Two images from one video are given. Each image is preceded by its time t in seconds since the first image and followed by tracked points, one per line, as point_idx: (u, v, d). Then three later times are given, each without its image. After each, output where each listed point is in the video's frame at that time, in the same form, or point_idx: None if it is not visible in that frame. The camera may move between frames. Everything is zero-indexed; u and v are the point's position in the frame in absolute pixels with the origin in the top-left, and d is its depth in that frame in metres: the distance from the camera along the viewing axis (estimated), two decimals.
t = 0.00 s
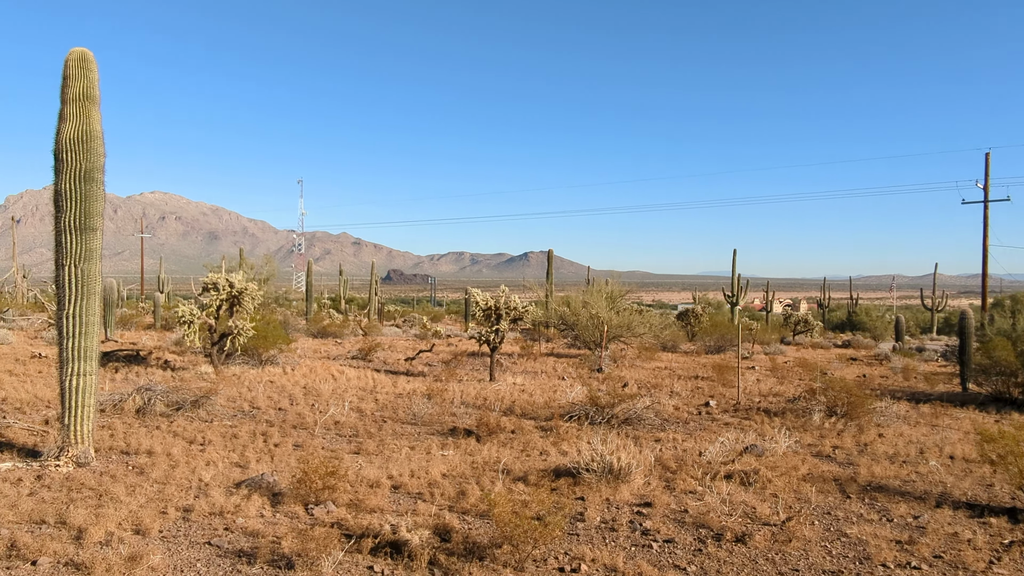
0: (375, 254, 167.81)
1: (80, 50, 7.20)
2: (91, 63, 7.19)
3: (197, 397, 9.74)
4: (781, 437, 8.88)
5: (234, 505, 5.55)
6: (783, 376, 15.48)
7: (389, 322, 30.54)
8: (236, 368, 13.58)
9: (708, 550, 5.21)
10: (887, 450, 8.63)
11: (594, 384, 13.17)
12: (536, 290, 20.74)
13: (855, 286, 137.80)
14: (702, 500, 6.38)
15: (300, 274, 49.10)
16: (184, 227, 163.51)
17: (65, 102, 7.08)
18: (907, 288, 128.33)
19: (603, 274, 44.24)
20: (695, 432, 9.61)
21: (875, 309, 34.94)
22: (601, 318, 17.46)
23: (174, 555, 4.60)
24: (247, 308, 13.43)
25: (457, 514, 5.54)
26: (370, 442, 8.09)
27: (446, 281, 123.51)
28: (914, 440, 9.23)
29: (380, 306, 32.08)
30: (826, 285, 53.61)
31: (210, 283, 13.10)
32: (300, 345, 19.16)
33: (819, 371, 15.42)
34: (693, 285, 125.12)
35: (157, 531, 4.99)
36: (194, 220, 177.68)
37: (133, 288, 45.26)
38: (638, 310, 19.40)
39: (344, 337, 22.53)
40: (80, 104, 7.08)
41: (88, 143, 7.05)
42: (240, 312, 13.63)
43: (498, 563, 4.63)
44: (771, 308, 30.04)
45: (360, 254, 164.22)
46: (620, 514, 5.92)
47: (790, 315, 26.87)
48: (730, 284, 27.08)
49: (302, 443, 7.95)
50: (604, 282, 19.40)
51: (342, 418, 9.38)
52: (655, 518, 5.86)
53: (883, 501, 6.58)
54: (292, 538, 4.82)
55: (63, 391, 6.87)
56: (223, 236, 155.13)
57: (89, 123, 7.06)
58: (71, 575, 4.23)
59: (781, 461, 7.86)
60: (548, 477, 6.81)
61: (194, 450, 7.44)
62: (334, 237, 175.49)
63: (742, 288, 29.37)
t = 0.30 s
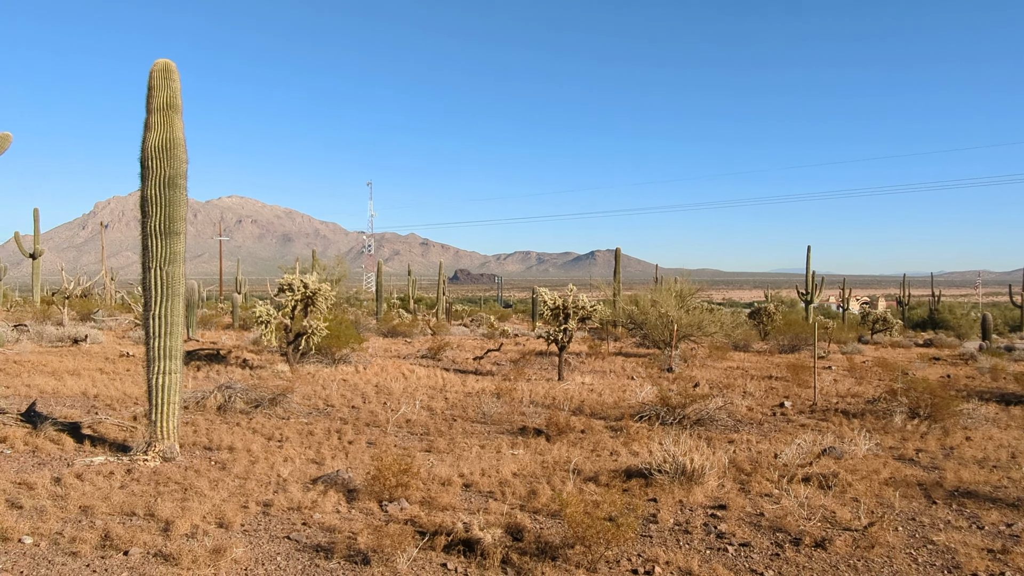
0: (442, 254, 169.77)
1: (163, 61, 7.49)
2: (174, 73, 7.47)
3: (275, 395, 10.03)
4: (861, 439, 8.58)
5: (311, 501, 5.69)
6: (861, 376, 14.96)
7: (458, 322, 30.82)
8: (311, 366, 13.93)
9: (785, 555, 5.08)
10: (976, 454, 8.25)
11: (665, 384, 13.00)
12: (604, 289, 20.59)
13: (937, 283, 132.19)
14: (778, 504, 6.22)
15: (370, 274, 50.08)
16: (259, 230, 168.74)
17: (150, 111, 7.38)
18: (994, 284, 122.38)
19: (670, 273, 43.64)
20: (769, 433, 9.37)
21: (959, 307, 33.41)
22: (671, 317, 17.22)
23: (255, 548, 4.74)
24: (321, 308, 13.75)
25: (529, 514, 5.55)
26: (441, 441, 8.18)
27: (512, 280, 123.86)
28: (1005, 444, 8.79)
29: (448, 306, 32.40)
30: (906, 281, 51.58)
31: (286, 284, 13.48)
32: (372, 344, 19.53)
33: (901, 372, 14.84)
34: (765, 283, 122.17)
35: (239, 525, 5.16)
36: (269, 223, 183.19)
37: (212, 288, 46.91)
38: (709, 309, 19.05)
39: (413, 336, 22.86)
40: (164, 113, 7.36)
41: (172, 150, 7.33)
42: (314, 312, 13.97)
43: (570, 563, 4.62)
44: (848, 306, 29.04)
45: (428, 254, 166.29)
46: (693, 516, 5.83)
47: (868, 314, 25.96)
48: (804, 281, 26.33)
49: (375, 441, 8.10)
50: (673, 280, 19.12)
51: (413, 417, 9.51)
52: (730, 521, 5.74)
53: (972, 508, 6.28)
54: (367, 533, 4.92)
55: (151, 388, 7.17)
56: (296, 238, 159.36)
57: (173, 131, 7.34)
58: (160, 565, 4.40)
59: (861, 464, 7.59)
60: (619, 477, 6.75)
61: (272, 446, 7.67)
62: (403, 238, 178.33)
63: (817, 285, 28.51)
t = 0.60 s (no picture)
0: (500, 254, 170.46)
1: (233, 68, 7.71)
2: (243, 80, 7.68)
3: (338, 393, 10.22)
4: (936, 444, 8.26)
5: (375, 498, 5.77)
6: (935, 380, 14.40)
7: (516, 322, 30.89)
8: (373, 365, 14.14)
9: (857, 564, 4.92)
10: None
11: (727, 386, 12.76)
12: (664, 289, 20.34)
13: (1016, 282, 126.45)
14: (848, 511, 6.03)
15: (429, 274, 50.65)
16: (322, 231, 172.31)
17: (221, 117, 7.59)
18: None
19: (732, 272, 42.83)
20: (838, 438, 9.11)
21: None
22: (734, 317, 16.90)
23: (322, 543, 4.84)
24: (383, 308, 13.95)
25: (591, 516, 5.51)
26: (502, 440, 8.20)
27: (571, 279, 123.46)
28: None
29: (507, 306, 32.47)
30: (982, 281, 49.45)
31: (349, 284, 13.74)
32: (432, 343, 19.73)
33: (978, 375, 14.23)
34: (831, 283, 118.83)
35: (306, 520, 5.26)
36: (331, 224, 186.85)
37: (276, 289, 48.12)
38: (773, 309, 18.63)
39: (472, 336, 22.99)
40: (234, 119, 7.57)
41: (241, 154, 7.53)
42: (376, 312, 14.18)
43: (634, 566, 4.57)
44: (920, 307, 28.01)
45: (487, 254, 167.13)
46: (759, 521, 5.70)
47: (942, 314, 24.98)
48: (873, 281, 25.51)
49: (437, 439, 8.17)
50: (735, 280, 18.77)
51: (474, 416, 9.57)
52: (798, 527, 5.59)
53: None
54: (430, 532, 4.96)
55: (221, 386, 7.38)
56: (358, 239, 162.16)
57: (241, 136, 7.54)
58: (231, 558, 4.53)
59: (936, 471, 7.31)
60: (682, 481, 6.66)
61: (336, 443, 7.81)
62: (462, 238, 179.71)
63: (887, 285, 27.57)
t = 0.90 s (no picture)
0: (557, 254, 170.18)
1: (299, 73, 7.87)
2: (308, 85, 7.84)
3: (399, 392, 10.35)
4: (1016, 452, 7.89)
5: (437, 497, 5.82)
6: (1014, 385, 13.77)
7: (574, 322, 30.78)
8: (433, 365, 14.27)
9: None
10: None
11: (792, 389, 12.45)
12: (726, 289, 19.98)
13: None
14: (922, 520, 5.82)
15: (487, 275, 50.96)
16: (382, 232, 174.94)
17: (287, 121, 7.76)
18: None
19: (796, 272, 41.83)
20: (909, 444, 8.79)
21: None
22: (798, 319, 16.50)
23: (385, 541, 4.90)
24: (443, 307, 14.05)
25: (653, 519, 5.45)
26: (562, 442, 8.17)
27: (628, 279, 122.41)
28: None
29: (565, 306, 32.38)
30: None
31: (409, 284, 13.91)
32: (490, 343, 19.81)
33: None
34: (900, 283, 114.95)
35: (369, 517, 5.34)
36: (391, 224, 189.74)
37: (337, 288, 48.97)
38: (839, 310, 18.12)
39: (530, 336, 23.00)
40: (299, 123, 7.73)
41: (306, 157, 7.68)
42: (436, 312, 14.30)
43: (698, 572, 4.49)
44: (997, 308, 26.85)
45: (544, 254, 167.10)
46: (828, 529, 5.54)
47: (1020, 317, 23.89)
48: (946, 281, 24.56)
49: (497, 440, 8.20)
50: (800, 280, 18.32)
51: (533, 417, 9.56)
52: (869, 536, 5.42)
53: None
54: (492, 532, 4.97)
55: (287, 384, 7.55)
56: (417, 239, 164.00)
57: (307, 139, 7.69)
58: (298, 553, 4.63)
59: (1016, 480, 6.99)
60: (747, 486, 6.52)
61: (398, 442, 7.90)
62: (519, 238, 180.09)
63: (961, 286, 26.50)
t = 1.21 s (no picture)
0: (614, 253, 169.03)
1: (361, 77, 7.99)
2: (370, 89, 7.95)
3: (458, 391, 10.42)
4: None
5: (496, 497, 5.84)
6: None
7: (631, 322, 30.53)
8: (491, 364, 14.32)
9: None
10: None
11: (859, 393, 12.09)
12: (788, 289, 19.53)
13: None
14: (1000, 531, 5.58)
15: (544, 274, 51.00)
16: (440, 232, 176.53)
17: (350, 124, 7.89)
18: None
19: (861, 272, 40.62)
20: (985, 451, 8.44)
21: None
22: (865, 320, 16.02)
23: (446, 540, 4.94)
24: (501, 307, 14.08)
25: (715, 524, 5.36)
26: (621, 443, 8.11)
27: (686, 279, 120.74)
28: None
29: (622, 306, 32.13)
30: None
31: (467, 284, 14.02)
32: (548, 343, 19.77)
33: None
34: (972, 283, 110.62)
35: (430, 516, 5.39)
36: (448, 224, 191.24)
37: (395, 288, 49.59)
38: (908, 311, 17.53)
39: (588, 336, 22.90)
40: (361, 126, 7.85)
41: (368, 160, 7.79)
42: (494, 312, 14.35)
43: None
44: None
45: (602, 254, 166.25)
46: (898, 538, 5.37)
47: None
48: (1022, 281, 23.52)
49: (555, 440, 8.19)
50: (866, 280, 17.79)
51: (591, 418, 9.51)
52: (943, 546, 5.22)
53: None
54: (552, 534, 4.97)
55: (350, 382, 7.68)
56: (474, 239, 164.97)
57: (368, 142, 7.80)
58: (361, 549, 4.70)
59: None
60: (812, 492, 6.37)
61: (457, 441, 7.96)
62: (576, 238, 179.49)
63: None
